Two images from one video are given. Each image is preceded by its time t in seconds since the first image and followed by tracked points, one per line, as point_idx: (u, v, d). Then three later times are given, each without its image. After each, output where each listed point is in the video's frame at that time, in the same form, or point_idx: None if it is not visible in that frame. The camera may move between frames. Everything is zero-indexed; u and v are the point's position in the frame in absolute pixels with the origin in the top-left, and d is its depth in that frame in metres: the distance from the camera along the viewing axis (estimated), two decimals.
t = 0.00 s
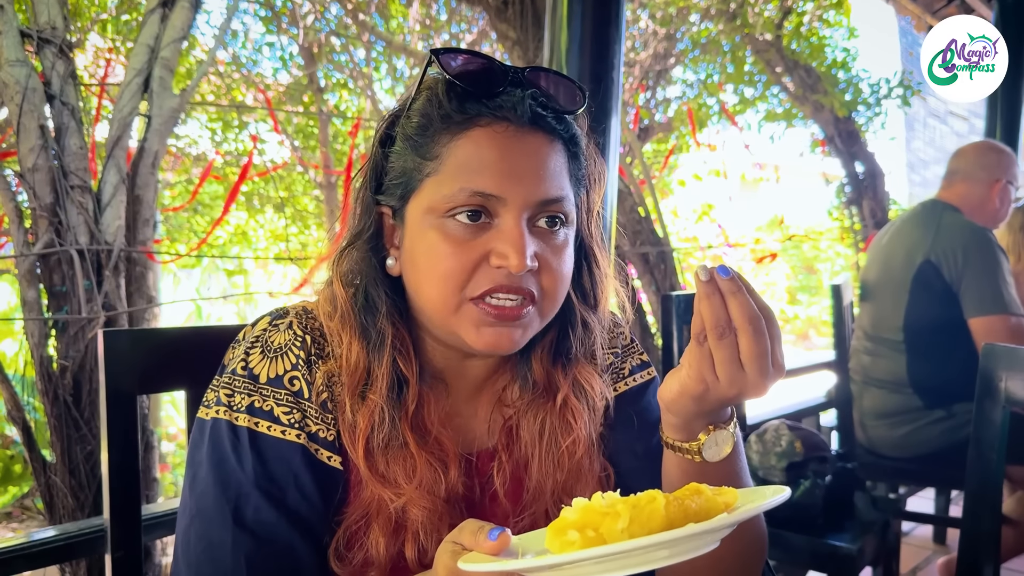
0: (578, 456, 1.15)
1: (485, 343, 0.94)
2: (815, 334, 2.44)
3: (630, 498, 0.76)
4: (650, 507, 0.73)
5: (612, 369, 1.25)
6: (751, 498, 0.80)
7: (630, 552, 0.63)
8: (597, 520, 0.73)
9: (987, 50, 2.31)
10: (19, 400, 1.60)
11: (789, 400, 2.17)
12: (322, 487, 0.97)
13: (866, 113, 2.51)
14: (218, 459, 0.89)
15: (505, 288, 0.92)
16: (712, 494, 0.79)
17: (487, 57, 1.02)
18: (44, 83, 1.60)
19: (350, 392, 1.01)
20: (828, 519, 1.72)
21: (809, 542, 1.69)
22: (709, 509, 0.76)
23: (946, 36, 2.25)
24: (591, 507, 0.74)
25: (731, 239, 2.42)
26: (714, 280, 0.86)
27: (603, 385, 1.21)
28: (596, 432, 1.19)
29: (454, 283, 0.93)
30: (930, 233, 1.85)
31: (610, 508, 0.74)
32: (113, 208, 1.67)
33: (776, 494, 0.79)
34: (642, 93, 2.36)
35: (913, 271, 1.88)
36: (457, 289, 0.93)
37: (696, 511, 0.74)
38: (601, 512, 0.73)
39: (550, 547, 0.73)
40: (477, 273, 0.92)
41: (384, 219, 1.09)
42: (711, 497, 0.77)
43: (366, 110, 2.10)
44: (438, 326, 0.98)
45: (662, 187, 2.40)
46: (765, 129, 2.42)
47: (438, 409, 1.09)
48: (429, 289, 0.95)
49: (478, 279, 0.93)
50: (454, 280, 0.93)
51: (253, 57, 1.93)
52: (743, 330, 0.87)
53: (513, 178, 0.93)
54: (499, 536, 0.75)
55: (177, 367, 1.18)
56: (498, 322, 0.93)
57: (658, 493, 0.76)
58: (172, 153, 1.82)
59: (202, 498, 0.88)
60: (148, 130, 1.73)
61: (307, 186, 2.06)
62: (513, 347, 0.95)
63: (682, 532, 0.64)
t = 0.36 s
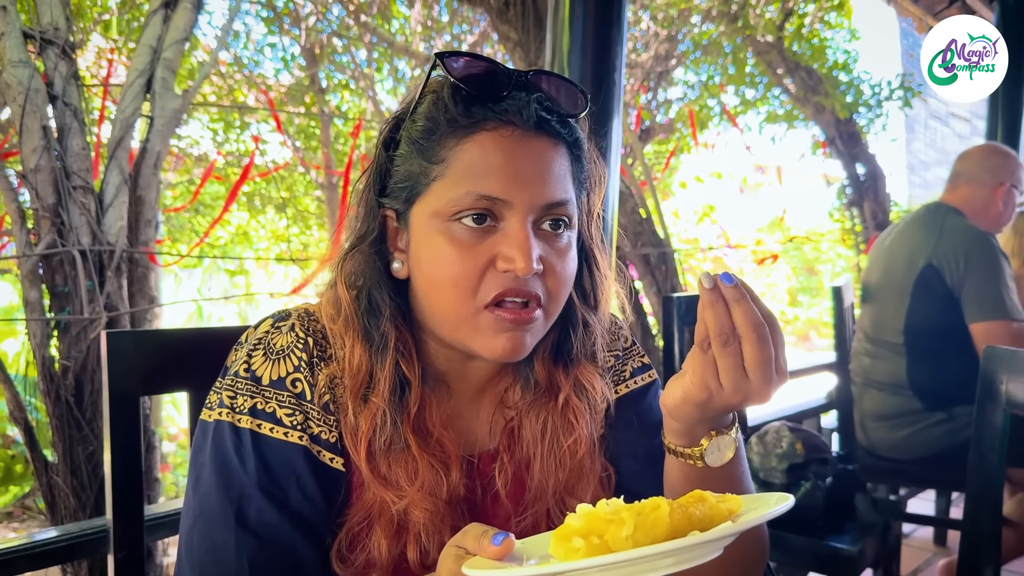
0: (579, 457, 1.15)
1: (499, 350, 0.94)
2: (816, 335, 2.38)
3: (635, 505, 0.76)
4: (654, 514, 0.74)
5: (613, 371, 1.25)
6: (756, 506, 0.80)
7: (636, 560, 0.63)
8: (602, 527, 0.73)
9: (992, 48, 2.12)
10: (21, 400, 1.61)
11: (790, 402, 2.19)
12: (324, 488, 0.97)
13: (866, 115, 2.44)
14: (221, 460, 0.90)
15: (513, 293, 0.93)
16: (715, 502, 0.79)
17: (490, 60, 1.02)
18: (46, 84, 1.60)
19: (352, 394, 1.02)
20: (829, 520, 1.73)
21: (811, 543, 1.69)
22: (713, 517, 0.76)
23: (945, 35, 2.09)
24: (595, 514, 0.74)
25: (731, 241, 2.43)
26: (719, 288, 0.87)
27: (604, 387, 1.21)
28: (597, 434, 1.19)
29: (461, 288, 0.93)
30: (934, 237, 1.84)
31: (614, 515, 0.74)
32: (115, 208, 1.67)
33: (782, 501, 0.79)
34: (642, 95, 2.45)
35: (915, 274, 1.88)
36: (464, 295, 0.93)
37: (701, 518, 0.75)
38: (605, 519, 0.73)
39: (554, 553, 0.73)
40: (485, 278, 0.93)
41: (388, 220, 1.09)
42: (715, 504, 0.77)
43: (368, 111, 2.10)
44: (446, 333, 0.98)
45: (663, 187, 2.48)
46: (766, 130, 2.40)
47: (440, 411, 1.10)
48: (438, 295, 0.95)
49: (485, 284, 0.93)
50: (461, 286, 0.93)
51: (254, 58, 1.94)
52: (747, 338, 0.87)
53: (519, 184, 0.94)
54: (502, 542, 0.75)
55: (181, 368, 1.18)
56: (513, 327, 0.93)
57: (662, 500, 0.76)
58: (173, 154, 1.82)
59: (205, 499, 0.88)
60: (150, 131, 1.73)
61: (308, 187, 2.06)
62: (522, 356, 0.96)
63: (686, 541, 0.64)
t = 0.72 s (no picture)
0: (578, 457, 1.15)
1: (488, 348, 0.94)
2: (817, 337, 2.35)
3: (634, 507, 0.76)
4: (653, 515, 0.73)
5: (611, 372, 1.25)
6: (755, 508, 0.80)
7: (634, 563, 0.63)
8: (601, 529, 0.73)
9: (984, 52, 2.40)
10: (22, 400, 1.61)
11: (790, 403, 2.18)
12: (324, 489, 0.97)
13: (868, 116, 2.51)
14: (220, 461, 0.90)
15: (508, 293, 0.93)
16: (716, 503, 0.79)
17: (489, 60, 1.03)
18: (49, 84, 1.60)
19: (351, 395, 1.02)
20: (829, 522, 1.73)
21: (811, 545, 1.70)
22: (712, 519, 0.76)
23: (946, 36, 2.33)
24: (594, 516, 0.74)
25: (733, 242, 2.39)
26: (712, 295, 0.86)
27: (602, 387, 1.21)
28: (596, 435, 1.19)
29: (454, 288, 0.93)
30: (935, 239, 1.85)
31: (613, 517, 0.74)
32: (117, 208, 1.68)
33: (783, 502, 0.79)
34: (644, 95, 2.35)
35: (917, 278, 1.88)
36: (459, 293, 0.93)
37: (700, 520, 0.74)
38: (603, 521, 0.73)
39: (553, 556, 0.73)
40: (480, 276, 0.93)
41: (387, 222, 1.09)
42: (714, 506, 0.77)
43: (369, 112, 2.10)
44: (441, 333, 0.98)
45: (664, 189, 2.39)
46: (768, 132, 2.43)
47: (438, 412, 1.10)
48: (432, 294, 0.95)
49: (479, 282, 0.93)
50: (455, 286, 0.93)
51: (256, 58, 1.94)
52: (745, 343, 0.87)
53: (519, 186, 0.94)
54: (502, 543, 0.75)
55: (181, 368, 1.18)
56: (502, 324, 0.93)
57: (661, 502, 0.76)
58: (174, 154, 1.82)
59: (205, 500, 0.88)
60: (152, 132, 1.73)
61: (309, 188, 2.06)
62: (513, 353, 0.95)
63: (685, 544, 0.64)
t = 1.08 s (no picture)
0: (577, 456, 1.15)
1: (491, 340, 0.93)
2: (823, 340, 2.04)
3: (632, 505, 0.75)
4: (651, 514, 0.73)
5: (610, 371, 1.24)
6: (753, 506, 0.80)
7: (632, 561, 0.63)
8: (599, 527, 0.73)
9: (988, 49, 1.94)
10: (23, 400, 1.61)
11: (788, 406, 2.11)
12: (322, 489, 0.97)
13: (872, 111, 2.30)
14: (219, 464, 0.90)
15: (504, 286, 0.92)
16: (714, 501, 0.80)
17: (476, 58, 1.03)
18: (51, 85, 1.61)
19: (349, 395, 1.02)
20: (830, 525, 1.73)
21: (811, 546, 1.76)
22: (711, 517, 0.76)
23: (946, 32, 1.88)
24: (592, 514, 0.74)
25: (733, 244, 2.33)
26: (619, 275, 0.96)
27: (600, 386, 1.21)
28: (595, 434, 1.19)
29: (452, 283, 0.93)
30: (937, 239, 1.83)
31: (612, 515, 0.74)
32: (119, 209, 1.69)
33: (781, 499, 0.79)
34: (645, 98, 2.63)
35: (919, 280, 1.87)
36: (455, 288, 0.92)
37: (698, 518, 0.75)
38: (602, 520, 0.73)
39: (552, 555, 0.73)
40: (475, 272, 0.92)
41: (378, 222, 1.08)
42: (713, 504, 0.77)
43: (371, 113, 2.10)
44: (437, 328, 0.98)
45: (665, 191, 2.59)
46: (770, 133, 2.25)
47: (437, 411, 1.10)
48: (428, 290, 0.95)
49: (475, 276, 0.92)
50: (452, 280, 0.93)
51: (258, 60, 1.94)
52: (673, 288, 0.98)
53: (516, 185, 0.93)
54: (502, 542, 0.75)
55: (182, 368, 1.18)
56: (506, 315, 0.92)
57: (659, 500, 0.76)
58: (176, 156, 1.82)
59: (204, 502, 0.89)
60: (154, 133, 1.74)
61: (311, 189, 2.06)
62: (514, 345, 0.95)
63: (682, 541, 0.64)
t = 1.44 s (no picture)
0: (583, 459, 1.15)
1: (494, 346, 0.94)
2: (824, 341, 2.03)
3: (638, 508, 0.75)
4: (658, 517, 0.73)
5: (618, 375, 1.25)
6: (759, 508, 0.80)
7: (638, 565, 0.63)
8: (606, 530, 0.72)
9: (988, 49, 1.93)
10: (26, 402, 1.61)
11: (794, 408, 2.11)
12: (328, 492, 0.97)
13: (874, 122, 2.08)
14: (224, 464, 0.90)
15: (513, 295, 0.93)
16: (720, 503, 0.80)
17: (491, 65, 1.02)
18: (54, 87, 1.61)
19: (356, 397, 1.02)
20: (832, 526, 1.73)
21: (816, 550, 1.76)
22: (717, 520, 0.76)
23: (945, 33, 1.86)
24: (598, 517, 0.73)
25: (737, 246, 2.33)
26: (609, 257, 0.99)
27: (606, 389, 1.21)
28: (602, 436, 1.19)
29: (459, 291, 0.93)
30: (941, 242, 1.82)
31: (618, 519, 0.73)
32: (122, 211, 1.69)
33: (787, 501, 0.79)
34: (648, 99, 2.55)
35: (922, 282, 1.85)
36: (462, 295, 0.93)
37: (705, 521, 0.75)
38: (608, 523, 0.73)
39: (558, 558, 0.73)
40: (484, 281, 0.93)
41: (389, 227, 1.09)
42: (719, 507, 0.78)
43: (373, 115, 2.09)
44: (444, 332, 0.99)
45: (669, 193, 2.54)
46: (771, 136, 2.24)
47: (444, 414, 1.10)
48: (435, 296, 0.96)
49: (484, 284, 0.93)
50: (459, 288, 0.93)
51: (260, 61, 1.94)
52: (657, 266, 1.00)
53: (522, 188, 0.93)
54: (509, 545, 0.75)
55: (187, 370, 1.18)
56: (509, 323, 0.93)
57: (665, 502, 0.76)
58: (179, 157, 1.82)
59: (210, 503, 0.89)
60: (157, 134, 1.75)
61: (313, 191, 2.07)
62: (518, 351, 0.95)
63: (689, 546, 0.64)
